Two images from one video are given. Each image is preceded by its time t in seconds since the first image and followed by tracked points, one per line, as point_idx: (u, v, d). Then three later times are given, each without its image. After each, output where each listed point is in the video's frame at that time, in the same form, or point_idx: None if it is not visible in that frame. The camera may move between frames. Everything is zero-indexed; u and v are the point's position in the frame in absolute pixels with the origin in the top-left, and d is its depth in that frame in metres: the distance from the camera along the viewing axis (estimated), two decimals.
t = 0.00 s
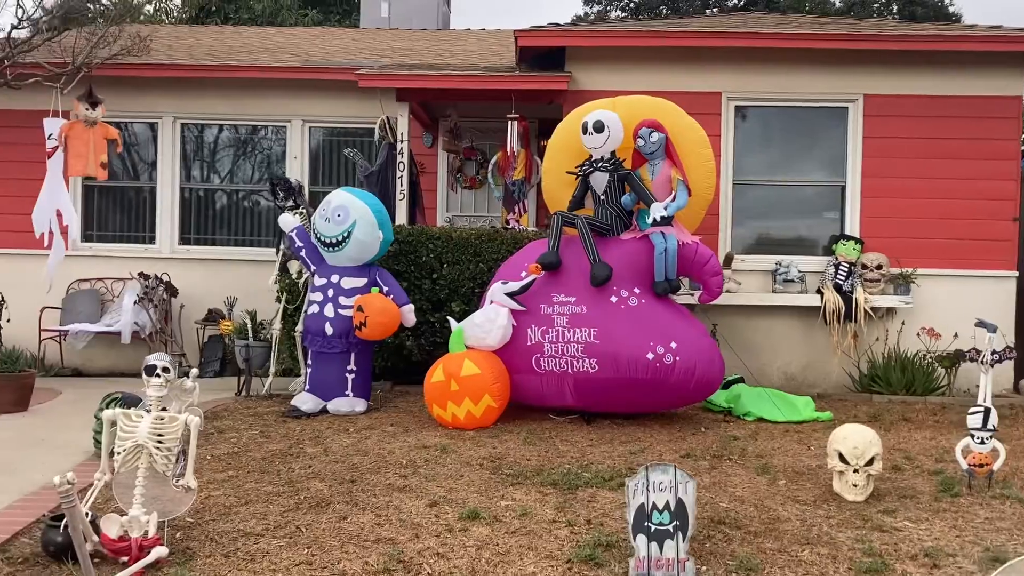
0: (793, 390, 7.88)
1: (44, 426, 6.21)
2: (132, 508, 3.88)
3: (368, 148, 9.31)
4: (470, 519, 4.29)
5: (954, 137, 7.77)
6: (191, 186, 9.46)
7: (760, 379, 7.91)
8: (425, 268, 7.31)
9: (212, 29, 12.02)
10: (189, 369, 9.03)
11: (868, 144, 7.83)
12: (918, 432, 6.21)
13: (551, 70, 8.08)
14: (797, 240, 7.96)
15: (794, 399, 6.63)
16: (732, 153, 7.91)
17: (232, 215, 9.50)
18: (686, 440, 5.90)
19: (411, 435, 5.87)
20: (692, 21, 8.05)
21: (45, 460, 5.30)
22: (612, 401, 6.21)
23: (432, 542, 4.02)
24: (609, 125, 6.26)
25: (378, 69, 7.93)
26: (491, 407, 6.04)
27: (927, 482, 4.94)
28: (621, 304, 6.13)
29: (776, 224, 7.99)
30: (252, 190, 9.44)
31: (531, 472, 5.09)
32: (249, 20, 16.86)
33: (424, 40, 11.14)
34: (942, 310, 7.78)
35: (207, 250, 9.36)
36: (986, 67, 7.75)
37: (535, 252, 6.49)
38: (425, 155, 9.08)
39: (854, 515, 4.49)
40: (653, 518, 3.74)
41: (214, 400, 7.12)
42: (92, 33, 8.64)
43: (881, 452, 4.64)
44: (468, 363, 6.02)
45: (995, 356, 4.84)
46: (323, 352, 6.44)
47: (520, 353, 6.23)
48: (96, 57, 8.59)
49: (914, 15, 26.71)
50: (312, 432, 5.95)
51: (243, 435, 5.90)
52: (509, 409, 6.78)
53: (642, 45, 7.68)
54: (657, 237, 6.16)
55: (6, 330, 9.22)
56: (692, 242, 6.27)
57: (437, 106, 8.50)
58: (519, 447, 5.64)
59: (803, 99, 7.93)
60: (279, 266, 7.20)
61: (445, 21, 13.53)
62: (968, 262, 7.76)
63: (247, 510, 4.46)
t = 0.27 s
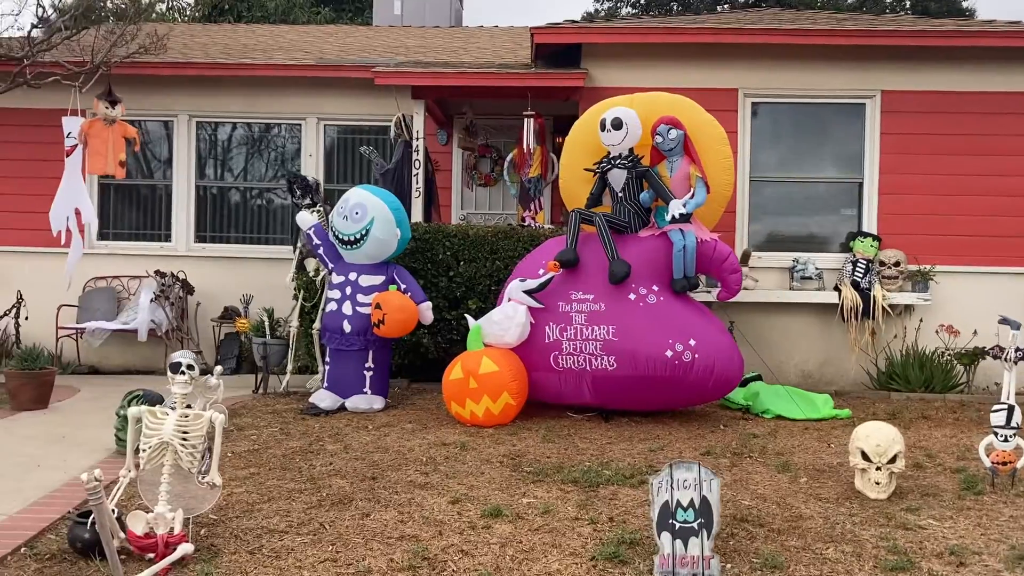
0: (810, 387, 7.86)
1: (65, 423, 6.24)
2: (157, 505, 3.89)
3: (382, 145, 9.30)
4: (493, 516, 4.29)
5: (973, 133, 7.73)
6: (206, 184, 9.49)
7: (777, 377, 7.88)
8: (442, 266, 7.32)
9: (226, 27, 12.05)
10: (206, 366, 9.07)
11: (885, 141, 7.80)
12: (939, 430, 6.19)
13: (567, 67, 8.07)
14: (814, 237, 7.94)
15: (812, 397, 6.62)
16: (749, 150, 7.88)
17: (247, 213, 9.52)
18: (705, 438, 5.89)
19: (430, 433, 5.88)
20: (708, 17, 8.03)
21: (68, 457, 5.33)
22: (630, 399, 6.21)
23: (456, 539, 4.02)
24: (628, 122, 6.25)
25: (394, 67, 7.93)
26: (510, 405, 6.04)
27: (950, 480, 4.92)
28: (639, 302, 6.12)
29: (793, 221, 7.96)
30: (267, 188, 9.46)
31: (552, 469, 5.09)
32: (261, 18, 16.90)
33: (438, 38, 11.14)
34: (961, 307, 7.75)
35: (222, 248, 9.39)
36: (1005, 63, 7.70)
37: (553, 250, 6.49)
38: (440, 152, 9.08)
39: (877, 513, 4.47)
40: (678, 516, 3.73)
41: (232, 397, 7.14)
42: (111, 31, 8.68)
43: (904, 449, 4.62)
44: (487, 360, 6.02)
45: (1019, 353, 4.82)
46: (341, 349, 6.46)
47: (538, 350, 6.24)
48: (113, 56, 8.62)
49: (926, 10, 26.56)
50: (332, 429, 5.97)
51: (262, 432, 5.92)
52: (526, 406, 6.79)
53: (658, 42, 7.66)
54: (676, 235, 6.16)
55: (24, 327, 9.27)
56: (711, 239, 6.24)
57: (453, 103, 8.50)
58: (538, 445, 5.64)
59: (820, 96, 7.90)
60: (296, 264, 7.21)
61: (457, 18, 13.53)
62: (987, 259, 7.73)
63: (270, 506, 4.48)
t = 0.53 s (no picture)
0: (825, 385, 7.83)
1: (82, 420, 6.26)
2: (180, 502, 3.89)
3: (395, 143, 9.30)
4: (513, 513, 4.29)
5: (989, 129, 7.69)
6: (219, 181, 9.50)
7: (792, 374, 7.86)
8: (456, 263, 7.31)
9: (238, 24, 12.05)
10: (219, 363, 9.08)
11: (901, 137, 7.76)
12: (957, 428, 6.16)
13: (580, 64, 8.05)
14: (829, 234, 7.91)
15: (829, 395, 6.59)
16: (763, 146, 7.85)
17: (260, 210, 9.53)
18: (722, 435, 5.87)
19: (447, 430, 5.87)
20: (722, 14, 8.00)
21: (87, 453, 5.34)
22: (646, 396, 6.20)
23: (478, 536, 4.02)
24: (644, 119, 6.23)
25: (408, 64, 7.93)
26: (526, 402, 6.03)
27: (971, 478, 4.90)
28: (656, 299, 6.11)
29: (807, 218, 7.94)
30: (280, 185, 9.47)
31: (570, 466, 5.08)
32: (272, 16, 16.91)
33: (450, 35, 11.13)
34: (977, 304, 7.71)
35: (235, 245, 9.39)
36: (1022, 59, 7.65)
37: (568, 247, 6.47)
38: (452, 150, 9.07)
39: (898, 511, 4.45)
40: (701, 513, 3.71)
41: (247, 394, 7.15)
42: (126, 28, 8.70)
43: (926, 447, 4.58)
44: (502, 357, 6.02)
45: None
46: (356, 347, 6.46)
47: (553, 347, 6.23)
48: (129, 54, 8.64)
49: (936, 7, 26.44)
50: (348, 426, 5.97)
51: (279, 429, 5.92)
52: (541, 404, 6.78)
53: (672, 39, 7.64)
54: (692, 231, 6.14)
55: (38, 324, 9.31)
56: (728, 236, 6.23)
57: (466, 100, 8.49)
58: (555, 442, 5.63)
59: (834, 92, 7.86)
60: (310, 261, 7.21)
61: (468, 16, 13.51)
62: (1003, 256, 7.69)
63: (290, 503, 4.48)
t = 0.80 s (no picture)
0: (837, 382, 7.81)
1: (95, 415, 6.25)
2: (198, 497, 3.87)
3: (404, 139, 9.28)
4: (532, 510, 4.27)
5: (1003, 126, 7.65)
6: (228, 177, 9.48)
7: (804, 371, 7.83)
8: (468, 259, 7.29)
9: (245, 20, 12.02)
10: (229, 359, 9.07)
11: (914, 134, 7.72)
12: (972, 425, 6.13)
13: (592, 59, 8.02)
14: (841, 231, 7.88)
15: (843, 391, 6.56)
16: (775, 143, 7.83)
17: (269, 206, 9.51)
18: (737, 432, 5.85)
19: (461, 426, 5.86)
20: (734, 9, 7.97)
21: (101, 448, 5.33)
22: (660, 393, 6.18)
23: (497, 532, 4.00)
24: (659, 114, 6.21)
25: (419, 59, 7.90)
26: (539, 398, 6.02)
27: (990, 475, 4.87)
28: (671, 295, 6.08)
29: (820, 215, 7.91)
30: (289, 181, 9.45)
31: (586, 463, 5.06)
32: (279, 12, 16.88)
33: (459, 31, 11.10)
34: (991, 301, 7.68)
35: (245, 241, 9.38)
36: None
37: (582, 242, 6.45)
38: (462, 146, 9.05)
39: (918, 508, 4.42)
40: (723, 510, 3.69)
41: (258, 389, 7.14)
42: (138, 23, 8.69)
43: (945, 444, 4.57)
44: (516, 353, 6.01)
45: None
46: (369, 342, 6.44)
47: (567, 343, 6.21)
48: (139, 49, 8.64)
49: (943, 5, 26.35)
50: (362, 422, 5.95)
51: (293, 425, 5.91)
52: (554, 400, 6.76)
53: (685, 34, 7.60)
54: (707, 227, 6.08)
55: (48, 320, 9.31)
56: (742, 232, 6.20)
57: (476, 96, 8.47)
58: (570, 438, 5.61)
59: (847, 88, 7.83)
60: (321, 257, 7.20)
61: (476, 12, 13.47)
62: (1017, 253, 7.66)
63: (307, 499, 4.46)
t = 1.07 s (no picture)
0: (844, 378, 7.80)
1: (102, 409, 6.22)
2: (212, 491, 3.84)
3: (410, 133, 9.24)
4: (546, 505, 4.25)
5: (1012, 122, 7.64)
6: (233, 171, 9.44)
7: (811, 367, 7.82)
8: (475, 254, 7.27)
9: (249, 13, 11.99)
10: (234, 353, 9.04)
11: (923, 129, 7.70)
12: (982, 421, 6.12)
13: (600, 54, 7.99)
14: (849, 227, 7.86)
15: (852, 387, 6.55)
16: (783, 138, 7.81)
17: (274, 200, 9.47)
18: (747, 427, 5.83)
19: (470, 421, 5.84)
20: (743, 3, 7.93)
21: (110, 442, 5.30)
22: (670, 388, 6.16)
23: (513, 528, 3.98)
24: (669, 108, 6.18)
25: (426, 53, 7.86)
26: (549, 393, 5.99)
27: (1004, 471, 4.87)
28: (681, 290, 6.06)
29: (827, 210, 7.89)
30: (294, 175, 9.41)
31: (598, 458, 5.05)
32: (281, 6, 16.82)
33: (463, 24, 11.06)
34: (999, 298, 7.68)
35: (249, 235, 9.35)
36: None
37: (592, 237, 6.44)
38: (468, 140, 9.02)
39: (932, 505, 4.41)
40: (740, 506, 3.66)
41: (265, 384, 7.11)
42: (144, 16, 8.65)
43: (959, 440, 4.55)
44: (526, 348, 5.98)
45: None
46: (377, 337, 6.41)
47: (577, 338, 6.20)
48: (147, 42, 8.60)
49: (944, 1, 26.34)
50: (371, 417, 5.93)
51: (301, 420, 5.88)
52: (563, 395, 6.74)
53: (694, 28, 7.57)
54: (718, 222, 6.06)
55: (52, 313, 9.27)
56: (752, 227, 6.18)
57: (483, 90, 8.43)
58: (581, 433, 5.59)
59: (855, 84, 7.81)
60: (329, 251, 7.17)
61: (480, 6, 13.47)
62: None
63: (319, 493, 4.44)
